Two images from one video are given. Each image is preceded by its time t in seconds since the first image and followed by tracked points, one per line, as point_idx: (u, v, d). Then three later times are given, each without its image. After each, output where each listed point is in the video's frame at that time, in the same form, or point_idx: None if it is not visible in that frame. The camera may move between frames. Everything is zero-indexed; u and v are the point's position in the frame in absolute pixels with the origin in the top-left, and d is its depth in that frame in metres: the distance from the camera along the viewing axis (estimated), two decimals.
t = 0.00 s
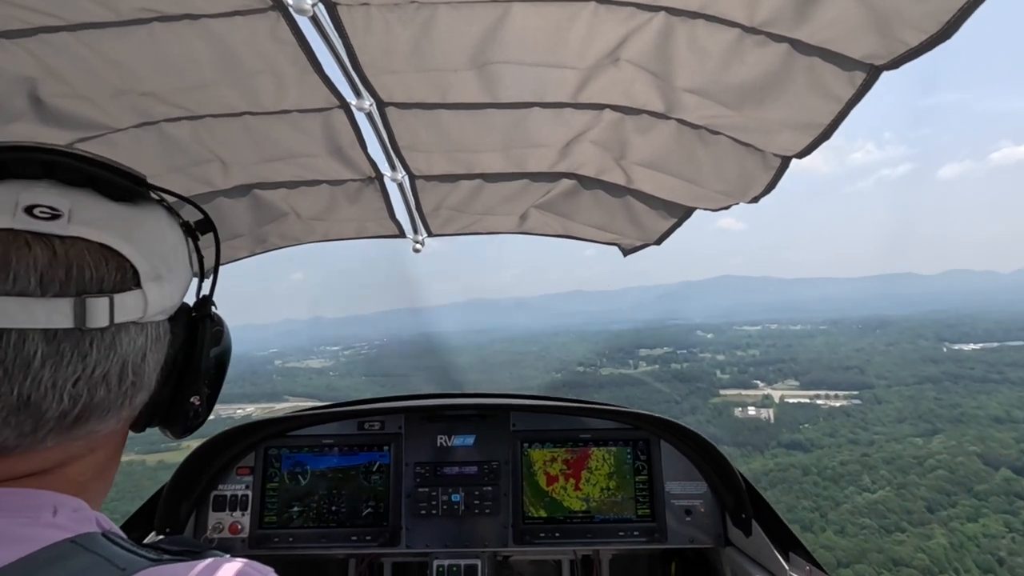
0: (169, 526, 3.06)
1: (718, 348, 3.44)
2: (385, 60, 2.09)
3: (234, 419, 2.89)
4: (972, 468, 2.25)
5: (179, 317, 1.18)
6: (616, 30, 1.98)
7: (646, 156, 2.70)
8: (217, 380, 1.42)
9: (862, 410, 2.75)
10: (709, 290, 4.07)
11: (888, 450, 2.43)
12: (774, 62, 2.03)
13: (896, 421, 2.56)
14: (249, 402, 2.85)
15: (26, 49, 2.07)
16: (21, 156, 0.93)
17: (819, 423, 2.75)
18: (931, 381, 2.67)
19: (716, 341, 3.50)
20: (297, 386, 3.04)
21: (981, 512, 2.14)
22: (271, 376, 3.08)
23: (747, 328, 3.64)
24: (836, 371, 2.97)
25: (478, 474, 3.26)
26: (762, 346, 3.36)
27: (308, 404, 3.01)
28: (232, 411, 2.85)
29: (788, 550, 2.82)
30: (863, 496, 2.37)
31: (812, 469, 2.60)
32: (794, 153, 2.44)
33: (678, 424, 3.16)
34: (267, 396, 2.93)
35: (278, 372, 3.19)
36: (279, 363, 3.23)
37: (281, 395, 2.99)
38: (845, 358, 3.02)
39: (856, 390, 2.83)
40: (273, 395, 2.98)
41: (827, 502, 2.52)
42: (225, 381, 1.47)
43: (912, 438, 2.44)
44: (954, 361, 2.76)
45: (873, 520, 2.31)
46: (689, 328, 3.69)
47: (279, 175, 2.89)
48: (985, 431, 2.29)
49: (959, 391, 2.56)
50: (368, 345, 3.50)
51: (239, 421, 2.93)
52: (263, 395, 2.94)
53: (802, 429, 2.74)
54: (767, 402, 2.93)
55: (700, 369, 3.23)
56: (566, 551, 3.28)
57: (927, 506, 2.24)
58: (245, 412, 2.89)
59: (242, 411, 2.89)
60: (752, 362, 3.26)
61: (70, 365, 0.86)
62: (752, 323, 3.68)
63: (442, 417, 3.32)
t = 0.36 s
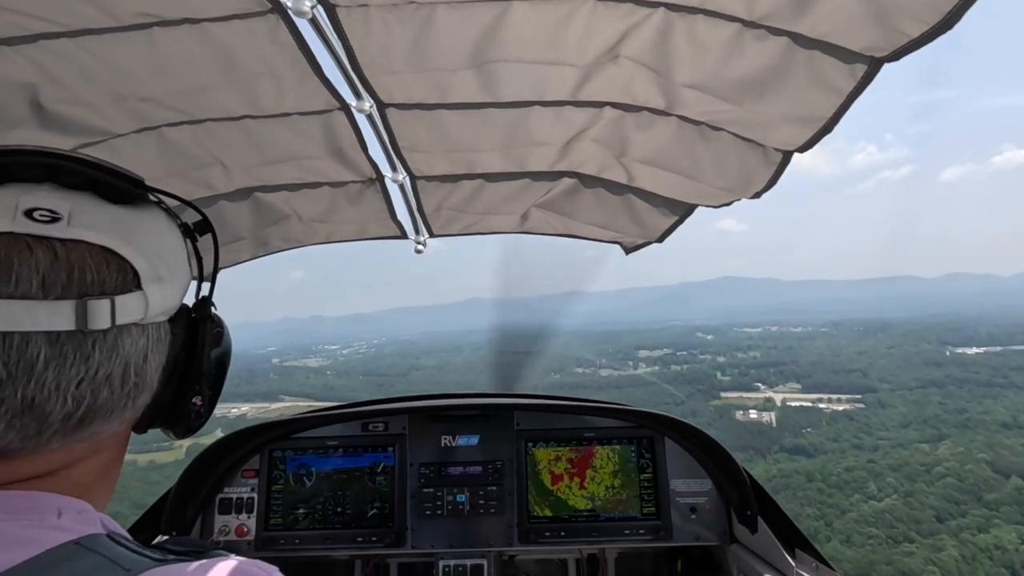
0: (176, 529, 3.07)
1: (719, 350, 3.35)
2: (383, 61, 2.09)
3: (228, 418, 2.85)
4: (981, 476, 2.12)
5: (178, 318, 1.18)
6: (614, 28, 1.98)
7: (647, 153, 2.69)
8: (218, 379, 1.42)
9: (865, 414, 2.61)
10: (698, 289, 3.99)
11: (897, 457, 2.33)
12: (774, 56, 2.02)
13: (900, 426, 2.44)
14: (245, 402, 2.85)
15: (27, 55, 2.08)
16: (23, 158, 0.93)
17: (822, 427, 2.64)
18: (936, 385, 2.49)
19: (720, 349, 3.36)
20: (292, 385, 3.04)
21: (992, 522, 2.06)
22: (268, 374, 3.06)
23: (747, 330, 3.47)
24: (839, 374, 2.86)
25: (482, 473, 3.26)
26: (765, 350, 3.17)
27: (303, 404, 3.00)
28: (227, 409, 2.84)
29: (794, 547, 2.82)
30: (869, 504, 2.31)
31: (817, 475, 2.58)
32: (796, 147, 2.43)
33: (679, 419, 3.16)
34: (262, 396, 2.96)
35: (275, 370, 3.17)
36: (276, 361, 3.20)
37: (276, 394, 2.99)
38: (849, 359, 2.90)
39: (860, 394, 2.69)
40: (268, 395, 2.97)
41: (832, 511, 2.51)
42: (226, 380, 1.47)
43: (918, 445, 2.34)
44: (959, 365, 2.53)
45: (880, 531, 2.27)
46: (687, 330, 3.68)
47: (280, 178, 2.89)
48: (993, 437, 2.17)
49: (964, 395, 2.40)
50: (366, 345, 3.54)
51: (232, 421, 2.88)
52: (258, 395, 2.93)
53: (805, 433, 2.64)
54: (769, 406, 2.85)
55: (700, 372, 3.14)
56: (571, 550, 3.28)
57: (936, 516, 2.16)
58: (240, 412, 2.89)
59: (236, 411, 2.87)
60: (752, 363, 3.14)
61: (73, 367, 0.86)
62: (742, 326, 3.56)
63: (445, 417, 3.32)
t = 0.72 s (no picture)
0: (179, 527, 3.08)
1: (720, 357, 3.36)
2: (385, 59, 2.09)
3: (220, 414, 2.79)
4: (990, 496, 2.13)
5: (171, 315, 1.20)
6: (616, 26, 1.98)
7: (648, 151, 2.69)
8: (214, 375, 1.43)
9: (869, 427, 2.60)
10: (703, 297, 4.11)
11: (902, 473, 2.34)
12: (776, 55, 2.02)
13: (906, 440, 2.46)
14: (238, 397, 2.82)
15: (29, 54, 2.08)
16: (15, 156, 0.93)
17: (824, 438, 2.64)
18: (941, 399, 2.53)
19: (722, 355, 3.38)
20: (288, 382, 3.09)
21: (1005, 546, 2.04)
22: (263, 371, 3.08)
23: (750, 338, 3.55)
24: (839, 384, 2.90)
25: (484, 472, 3.27)
26: (767, 357, 3.19)
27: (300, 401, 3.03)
28: (220, 405, 2.80)
29: (797, 546, 2.86)
30: (873, 522, 2.33)
31: (819, 490, 2.58)
32: (799, 146, 2.43)
33: (679, 417, 3.17)
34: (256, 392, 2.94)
35: (273, 367, 3.18)
36: (274, 358, 3.22)
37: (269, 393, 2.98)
38: (851, 371, 2.93)
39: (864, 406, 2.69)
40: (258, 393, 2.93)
41: (836, 527, 2.50)
42: (221, 377, 1.48)
43: (925, 460, 2.35)
44: (964, 379, 2.62)
45: (886, 550, 2.27)
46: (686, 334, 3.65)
47: (282, 177, 2.90)
48: (1001, 455, 2.18)
49: (969, 410, 2.46)
50: (364, 343, 3.51)
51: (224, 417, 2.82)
52: (251, 391, 2.92)
53: (807, 444, 2.65)
54: (771, 416, 2.85)
55: (701, 378, 3.17)
56: (573, 548, 3.29)
57: (943, 536, 2.16)
58: (235, 406, 2.88)
59: (229, 407, 2.83)
60: (753, 371, 3.14)
61: (68, 362, 0.86)
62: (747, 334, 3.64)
63: (447, 415, 3.33)
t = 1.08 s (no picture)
0: (178, 522, 3.08)
1: (721, 369, 3.39)
2: (386, 55, 2.08)
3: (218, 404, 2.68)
4: (996, 528, 2.13)
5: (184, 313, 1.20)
6: (618, 23, 1.97)
7: (649, 150, 2.69)
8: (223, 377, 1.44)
9: (871, 450, 2.61)
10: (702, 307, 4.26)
11: (907, 501, 2.32)
12: (778, 52, 2.01)
13: (909, 465, 2.45)
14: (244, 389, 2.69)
15: (29, 49, 2.08)
16: (36, 155, 0.94)
17: (826, 460, 2.62)
18: (946, 425, 2.56)
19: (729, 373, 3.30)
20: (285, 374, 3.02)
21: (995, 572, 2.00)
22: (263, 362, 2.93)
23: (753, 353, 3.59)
24: (843, 406, 2.90)
25: (483, 469, 3.28)
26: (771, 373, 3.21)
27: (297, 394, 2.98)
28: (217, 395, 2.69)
29: (795, 544, 2.85)
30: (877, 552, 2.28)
31: (821, 514, 2.57)
32: (799, 144, 2.43)
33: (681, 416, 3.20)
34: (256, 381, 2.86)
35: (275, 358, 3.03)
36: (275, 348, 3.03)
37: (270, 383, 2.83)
38: (855, 392, 2.96)
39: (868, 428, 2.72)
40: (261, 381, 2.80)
41: (839, 554, 2.49)
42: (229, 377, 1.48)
43: (930, 488, 2.33)
44: (972, 407, 2.66)
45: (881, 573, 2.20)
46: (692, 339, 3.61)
47: (282, 173, 2.89)
48: (1009, 484, 2.16)
49: (975, 438, 2.46)
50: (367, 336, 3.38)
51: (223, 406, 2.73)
52: (251, 381, 2.80)
53: (807, 465, 2.65)
54: (773, 433, 2.83)
55: (701, 390, 3.16)
56: (571, 545, 3.30)
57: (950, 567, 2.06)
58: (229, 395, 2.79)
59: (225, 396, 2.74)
60: (755, 386, 3.15)
61: (82, 362, 0.86)
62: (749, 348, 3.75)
63: (447, 413, 3.33)
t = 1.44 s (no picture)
0: (189, 542, 3.07)
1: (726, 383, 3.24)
2: (366, 62, 2.07)
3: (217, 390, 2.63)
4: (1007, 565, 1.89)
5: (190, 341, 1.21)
6: (597, 16, 1.97)
7: (636, 141, 2.69)
8: (232, 399, 1.47)
9: (877, 474, 2.40)
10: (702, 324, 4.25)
11: (912, 531, 2.16)
12: (759, 36, 2.02)
13: (915, 493, 2.28)
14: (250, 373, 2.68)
15: (8, 76, 2.06)
16: (40, 189, 0.93)
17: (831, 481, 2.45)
18: (954, 451, 2.39)
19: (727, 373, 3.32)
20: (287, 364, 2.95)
21: None
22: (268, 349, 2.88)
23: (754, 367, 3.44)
24: (846, 426, 2.70)
25: (491, 468, 3.28)
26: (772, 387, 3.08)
27: (295, 384, 2.97)
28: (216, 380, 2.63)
29: (806, 522, 2.85)
30: None
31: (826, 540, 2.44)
32: (785, 126, 2.44)
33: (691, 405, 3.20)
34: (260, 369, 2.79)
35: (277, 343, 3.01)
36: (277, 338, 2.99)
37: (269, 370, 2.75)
38: (861, 415, 2.74)
39: (872, 451, 2.53)
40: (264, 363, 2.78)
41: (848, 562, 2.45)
42: (238, 398, 1.50)
43: (938, 518, 2.15)
44: (979, 433, 2.48)
45: None
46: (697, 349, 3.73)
47: (272, 186, 2.89)
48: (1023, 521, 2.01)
49: (985, 468, 2.27)
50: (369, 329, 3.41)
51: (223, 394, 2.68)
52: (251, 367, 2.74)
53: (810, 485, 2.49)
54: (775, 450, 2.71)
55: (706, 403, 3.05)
56: (584, 539, 3.31)
57: None
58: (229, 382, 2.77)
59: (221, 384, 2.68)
60: (759, 402, 2.98)
61: (86, 404, 0.86)
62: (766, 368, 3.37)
63: (451, 415, 3.33)
